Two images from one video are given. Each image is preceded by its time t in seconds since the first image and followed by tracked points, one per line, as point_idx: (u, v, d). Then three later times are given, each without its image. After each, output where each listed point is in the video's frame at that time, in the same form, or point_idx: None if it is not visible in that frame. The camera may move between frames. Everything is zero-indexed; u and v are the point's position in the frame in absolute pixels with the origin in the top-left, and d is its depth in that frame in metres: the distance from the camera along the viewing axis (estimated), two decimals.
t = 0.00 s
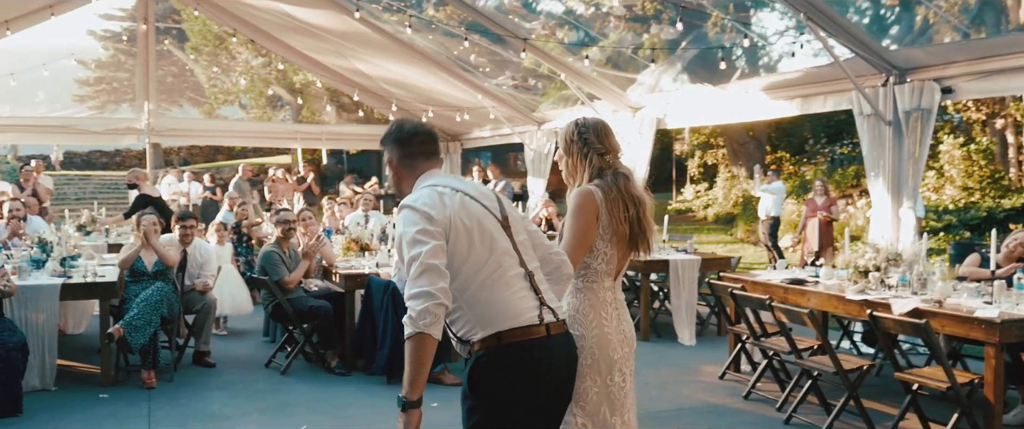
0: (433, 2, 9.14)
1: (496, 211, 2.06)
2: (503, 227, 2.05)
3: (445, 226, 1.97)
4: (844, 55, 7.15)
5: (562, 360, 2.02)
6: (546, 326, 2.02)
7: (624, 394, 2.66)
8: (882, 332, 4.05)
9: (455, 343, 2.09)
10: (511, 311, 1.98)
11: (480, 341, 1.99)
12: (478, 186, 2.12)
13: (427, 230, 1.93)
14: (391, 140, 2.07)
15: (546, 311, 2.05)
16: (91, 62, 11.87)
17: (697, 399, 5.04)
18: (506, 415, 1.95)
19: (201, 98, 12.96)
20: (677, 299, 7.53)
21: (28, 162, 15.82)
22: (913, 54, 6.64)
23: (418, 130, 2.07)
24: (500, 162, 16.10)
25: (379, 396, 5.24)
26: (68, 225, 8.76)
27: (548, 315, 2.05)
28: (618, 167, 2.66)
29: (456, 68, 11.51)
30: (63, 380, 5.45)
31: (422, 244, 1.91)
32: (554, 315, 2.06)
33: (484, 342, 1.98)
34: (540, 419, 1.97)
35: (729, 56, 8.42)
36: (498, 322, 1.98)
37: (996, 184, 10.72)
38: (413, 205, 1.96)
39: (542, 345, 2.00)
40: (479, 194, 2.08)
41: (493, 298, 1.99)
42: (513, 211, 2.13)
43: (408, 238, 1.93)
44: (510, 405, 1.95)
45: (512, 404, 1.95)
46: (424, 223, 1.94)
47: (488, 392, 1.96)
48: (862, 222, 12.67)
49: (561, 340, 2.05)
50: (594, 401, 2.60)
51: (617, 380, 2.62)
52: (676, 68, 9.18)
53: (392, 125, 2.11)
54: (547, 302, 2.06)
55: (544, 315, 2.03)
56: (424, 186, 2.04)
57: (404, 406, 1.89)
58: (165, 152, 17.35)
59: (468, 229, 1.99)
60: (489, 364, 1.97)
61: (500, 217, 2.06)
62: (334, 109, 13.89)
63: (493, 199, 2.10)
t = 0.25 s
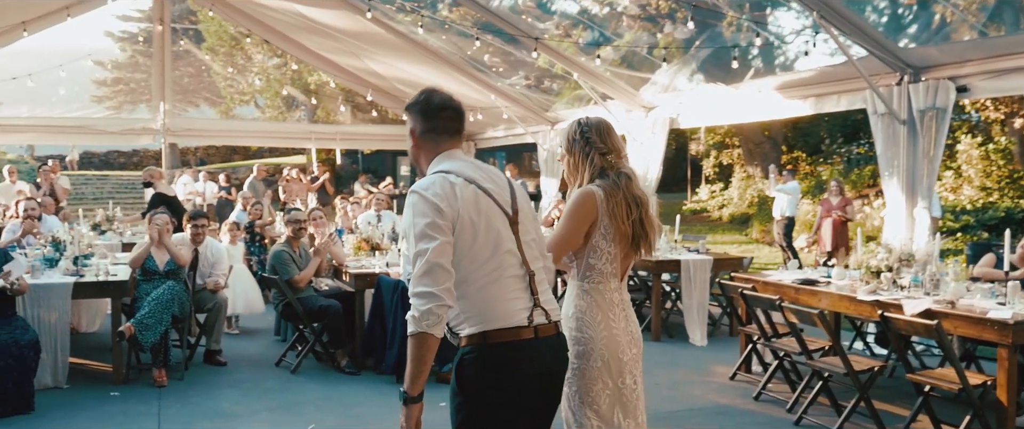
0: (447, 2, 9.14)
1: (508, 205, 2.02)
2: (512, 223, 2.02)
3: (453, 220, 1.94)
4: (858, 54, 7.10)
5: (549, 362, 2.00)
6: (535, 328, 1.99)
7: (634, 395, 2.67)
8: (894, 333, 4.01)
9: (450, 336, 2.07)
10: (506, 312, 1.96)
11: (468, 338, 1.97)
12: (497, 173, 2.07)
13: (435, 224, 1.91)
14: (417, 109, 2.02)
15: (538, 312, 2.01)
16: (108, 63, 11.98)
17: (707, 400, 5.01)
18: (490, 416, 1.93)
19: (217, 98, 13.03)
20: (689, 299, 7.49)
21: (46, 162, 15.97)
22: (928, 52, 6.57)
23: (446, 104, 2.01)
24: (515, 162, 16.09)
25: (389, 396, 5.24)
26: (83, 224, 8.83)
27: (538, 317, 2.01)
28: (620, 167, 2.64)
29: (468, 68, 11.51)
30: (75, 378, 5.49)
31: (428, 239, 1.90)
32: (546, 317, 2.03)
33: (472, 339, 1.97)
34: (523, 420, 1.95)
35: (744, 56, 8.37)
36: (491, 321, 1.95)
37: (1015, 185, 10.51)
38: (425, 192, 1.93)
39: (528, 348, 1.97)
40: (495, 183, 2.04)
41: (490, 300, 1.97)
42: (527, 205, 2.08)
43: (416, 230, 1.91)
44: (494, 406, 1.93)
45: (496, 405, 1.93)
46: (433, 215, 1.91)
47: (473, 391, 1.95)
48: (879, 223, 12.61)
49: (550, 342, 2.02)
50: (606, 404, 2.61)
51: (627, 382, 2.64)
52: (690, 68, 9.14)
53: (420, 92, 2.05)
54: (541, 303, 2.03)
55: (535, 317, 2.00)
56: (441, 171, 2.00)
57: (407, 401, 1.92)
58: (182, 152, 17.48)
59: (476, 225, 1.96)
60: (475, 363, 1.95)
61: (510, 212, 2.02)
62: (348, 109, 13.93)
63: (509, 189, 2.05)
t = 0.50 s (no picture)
0: (463, 2, 9.13)
1: (518, 205, 2.00)
2: (520, 224, 1.99)
3: (461, 218, 1.91)
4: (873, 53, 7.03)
5: (537, 366, 1.98)
6: (524, 331, 1.97)
7: (643, 395, 2.68)
8: (907, 334, 3.96)
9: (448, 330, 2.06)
10: (501, 315, 1.94)
11: (458, 335, 1.96)
12: (513, 169, 2.05)
13: (443, 222, 1.88)
14: (443, 91, 2.00)
15: (530, 315, 1.98)
16: (127, 63, 12.09)
17: (719, 401, 4.97)
18: (474, 416, 1.93)
19: (234, 98, 13.13)
20: (702, 299, 7.44)
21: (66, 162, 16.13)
22: (945, 50, 6.49)
23: (474, 87, 1.98)
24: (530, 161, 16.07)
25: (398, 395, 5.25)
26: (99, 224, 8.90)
27: (530, 319, 1.98)
28: (623, 166, 2.61)
29: (483, 68, 11.50)
30: (89, 376, 5.53)
31: (434, 237, 1.87)
32: (538, 319, 2.00)
33: (462, 336, 1.95)
34: (508, 422, 1.95)
35: (762, 56, 8.31)
36: (485, 322, 1.93)
37: None
38: (437, 184, 1.90)
39: (516, 351, 1.95)
40: (508, 181, 2.02)
41: (489, 302, 1.94)
42: (537, 205, 2.06)
43: (423, 225, 1.88)
44: (478, 407, 1.93)
45: (481, 406, 1.93)
46: (442, 211, 1.88)
47: (459, 390, 1.94)
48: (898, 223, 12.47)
49: (539, 345, 2.00)
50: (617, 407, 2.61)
51: (636, 383, 2.65)
52: (705, 68, 9.09)
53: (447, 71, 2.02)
54: (536, 305, 2.00)
55: (526, 320, 1.97)
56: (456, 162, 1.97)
57: (404, 394, 1.95)
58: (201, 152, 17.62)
59: (484, 224, 1.93)
60: (461, 363, 1.94)
61: (519, 212, 2.00)
62: (364, 110, 13.98)
63: (521, 188, 2.03)
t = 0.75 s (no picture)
0: (476, 2, 9.15)
1: (523, 208, 1.98)
2: (526, 226, 1.98)
3: (465, 222, 1.90)
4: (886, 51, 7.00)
5: (531, 369, 1.97)
6: (519, 334, 1.95)
7: (645, 395, 2.69)
8: (919, 335, 3.92)
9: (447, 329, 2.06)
10: (499, 318, 1.93)
11: (453, 334, 1.94)
12: (524, 169, 2.03)
13: (446, 226, 1.88)
14: (457, 83, 1.97)
15: (527, 317, 1.97)
16: (144, 64, 12.21)
17: (729, 402, 4.94)
18: (467, 417, 1.92)
19: (249, 98, 13.11)
20: (713, 300, 7.40)
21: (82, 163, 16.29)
22: (960, 48, 6.44)
23: (488, 84, 1.95)
24: (543, 162, 16.07)
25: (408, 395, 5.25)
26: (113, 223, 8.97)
27: (527, 321, 1.97)
28: (625, 167, 2.60)
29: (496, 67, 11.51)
30: (101, 374, 5.57)
31: (436, 240, 1.87)
32: (534, 321, 1.99)
33: (456, 336, 1.94)
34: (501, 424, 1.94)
35: (777, 54, 8.26)
36: (481, 324, 1.92)
37: None
38: (444, 185, 1.89)
39: (510, 353, 1.94)
40: (516, 182, 2.00)
41: (487, 306, 1.93)
42: (544, 207, 2.04)
43: (427, 226, 1.88)
44: (470, 408, 1.92)
45: (474, 407, 1.91)
46: (446, 214, 1.88)
47: (454, 389, 1.93)
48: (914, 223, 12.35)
49: (534, 347, 1.98)
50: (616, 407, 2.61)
51: (640, 384, 2.66)
52: (718, 67, 9.06)
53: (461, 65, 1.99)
54: (533, 308, 1.99)
55: (521, 322, 1.96)
56: (465, 162, 1.96)
57: (399, 392, 1.95)
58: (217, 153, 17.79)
59: (488, 228, 1.92)
60: (455, 363, 1.93)
61: (525, 214, 1.99)
62: (376, 110, 14.01)
63: (529, 189, 2.01)
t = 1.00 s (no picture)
0: (490, 2, 9.18)
1: (526, 210, 1.97)
2: (528, 228, 1.97)
3: (465, 225, 1.89)
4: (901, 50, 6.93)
5: (527, 370, 1.97)
6: (515, 335, 1.95)
7: (645, 396, 2.59)
8: (931, 337, 3.88)
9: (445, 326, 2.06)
10: (495, 321, 1.92)
11: (449, 334, 1.95)
12: (531, 169, 2.01)
13: (447, 229, 1.87)
14: (467, 79, 1.94)
15: (524, 319, 1.97)
16: (162, 65, 12.36)
17: (739, 403, 4.91)
18: (463, 418, 1.93)
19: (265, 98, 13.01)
20: (726, 300, 7.35)
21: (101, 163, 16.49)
22: (975, 47, 6.37)
23: (500, 81, 1.93)
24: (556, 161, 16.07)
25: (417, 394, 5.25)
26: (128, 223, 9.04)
27: (524, 321, 1.97)
28: (625, 165, 2.56)
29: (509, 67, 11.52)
30: (113, 373, 5.62)
31: (436, 243, 1.86)
32: (531, 322, 1.98)
33: (453, 336, 1.94)
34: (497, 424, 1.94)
35: (793, 52, 8.19)
36: (477, 326, 1.92)
37: None
38: (446, 186, 1.88)
39: (506, 354, 1.93)
40: (521, 183, 1.98)
41: (484, 308, 1.92)
42: (547, 209, 2.03)
43: (428, 228, 1.88)
44: (466, 409, 1.93)
45: (469, 407, 1.93)
46: (447, 217, 1.87)
47: (449, 388, 1.94)
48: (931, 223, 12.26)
49: (530, 349, 1.98)
50: (614, 407, 2.52)
51: (639, 383, 2.57)
52: (731, 67, 9.00)
53: (473, 60, 1.95)
54: (531, 310, 1.98)
55: (518, 323, 1.95)
56: (470, 161, 1.94)
57: (394, 392, 1.95)
58: (234, 153, 17.94)
59: (489, 231, 1.91)
60: (451, 363, 1.94)
61: (528, 216, 1.98)
62: (391, 110, 13.76)
63: (534, 190, 2.00)
